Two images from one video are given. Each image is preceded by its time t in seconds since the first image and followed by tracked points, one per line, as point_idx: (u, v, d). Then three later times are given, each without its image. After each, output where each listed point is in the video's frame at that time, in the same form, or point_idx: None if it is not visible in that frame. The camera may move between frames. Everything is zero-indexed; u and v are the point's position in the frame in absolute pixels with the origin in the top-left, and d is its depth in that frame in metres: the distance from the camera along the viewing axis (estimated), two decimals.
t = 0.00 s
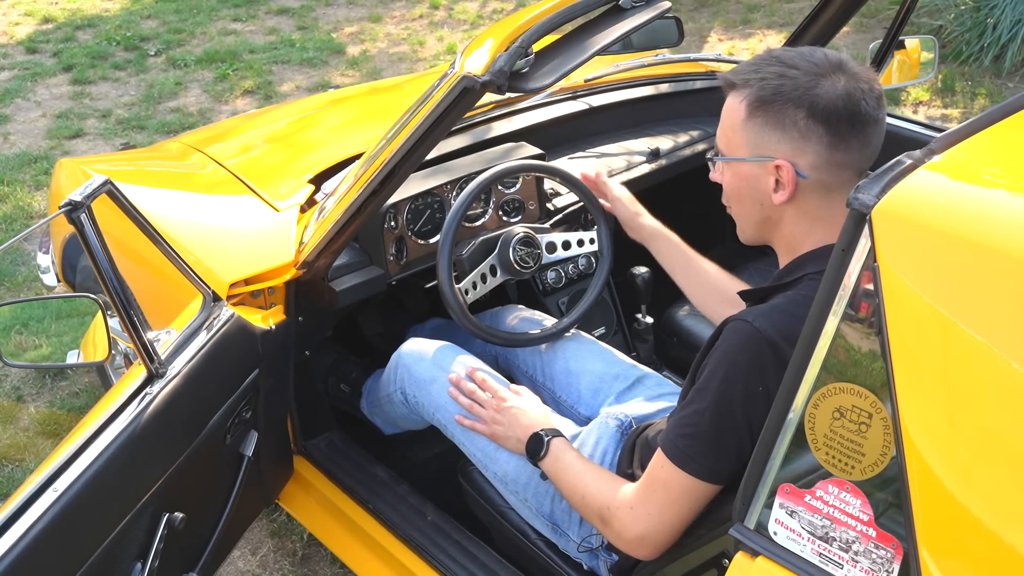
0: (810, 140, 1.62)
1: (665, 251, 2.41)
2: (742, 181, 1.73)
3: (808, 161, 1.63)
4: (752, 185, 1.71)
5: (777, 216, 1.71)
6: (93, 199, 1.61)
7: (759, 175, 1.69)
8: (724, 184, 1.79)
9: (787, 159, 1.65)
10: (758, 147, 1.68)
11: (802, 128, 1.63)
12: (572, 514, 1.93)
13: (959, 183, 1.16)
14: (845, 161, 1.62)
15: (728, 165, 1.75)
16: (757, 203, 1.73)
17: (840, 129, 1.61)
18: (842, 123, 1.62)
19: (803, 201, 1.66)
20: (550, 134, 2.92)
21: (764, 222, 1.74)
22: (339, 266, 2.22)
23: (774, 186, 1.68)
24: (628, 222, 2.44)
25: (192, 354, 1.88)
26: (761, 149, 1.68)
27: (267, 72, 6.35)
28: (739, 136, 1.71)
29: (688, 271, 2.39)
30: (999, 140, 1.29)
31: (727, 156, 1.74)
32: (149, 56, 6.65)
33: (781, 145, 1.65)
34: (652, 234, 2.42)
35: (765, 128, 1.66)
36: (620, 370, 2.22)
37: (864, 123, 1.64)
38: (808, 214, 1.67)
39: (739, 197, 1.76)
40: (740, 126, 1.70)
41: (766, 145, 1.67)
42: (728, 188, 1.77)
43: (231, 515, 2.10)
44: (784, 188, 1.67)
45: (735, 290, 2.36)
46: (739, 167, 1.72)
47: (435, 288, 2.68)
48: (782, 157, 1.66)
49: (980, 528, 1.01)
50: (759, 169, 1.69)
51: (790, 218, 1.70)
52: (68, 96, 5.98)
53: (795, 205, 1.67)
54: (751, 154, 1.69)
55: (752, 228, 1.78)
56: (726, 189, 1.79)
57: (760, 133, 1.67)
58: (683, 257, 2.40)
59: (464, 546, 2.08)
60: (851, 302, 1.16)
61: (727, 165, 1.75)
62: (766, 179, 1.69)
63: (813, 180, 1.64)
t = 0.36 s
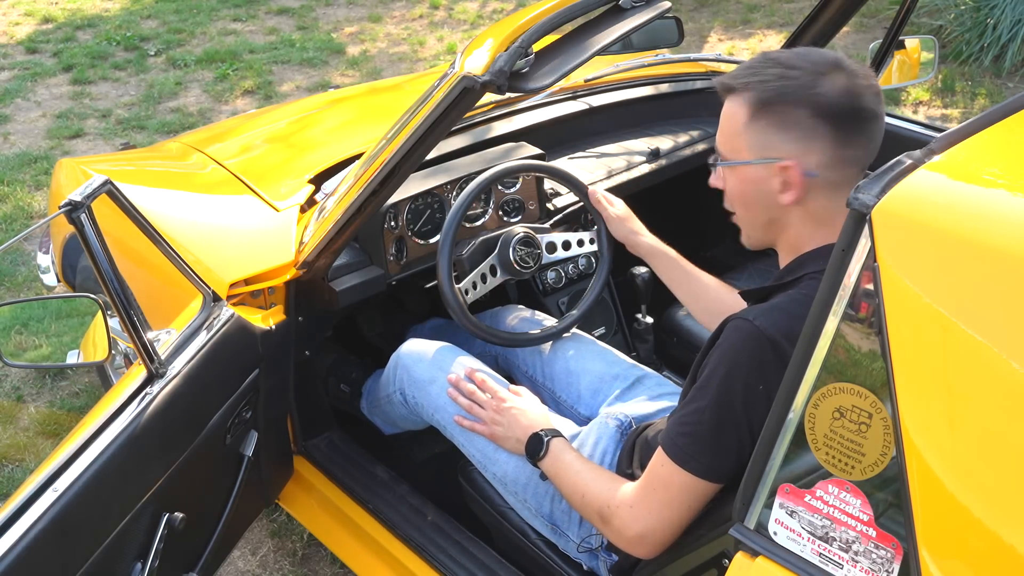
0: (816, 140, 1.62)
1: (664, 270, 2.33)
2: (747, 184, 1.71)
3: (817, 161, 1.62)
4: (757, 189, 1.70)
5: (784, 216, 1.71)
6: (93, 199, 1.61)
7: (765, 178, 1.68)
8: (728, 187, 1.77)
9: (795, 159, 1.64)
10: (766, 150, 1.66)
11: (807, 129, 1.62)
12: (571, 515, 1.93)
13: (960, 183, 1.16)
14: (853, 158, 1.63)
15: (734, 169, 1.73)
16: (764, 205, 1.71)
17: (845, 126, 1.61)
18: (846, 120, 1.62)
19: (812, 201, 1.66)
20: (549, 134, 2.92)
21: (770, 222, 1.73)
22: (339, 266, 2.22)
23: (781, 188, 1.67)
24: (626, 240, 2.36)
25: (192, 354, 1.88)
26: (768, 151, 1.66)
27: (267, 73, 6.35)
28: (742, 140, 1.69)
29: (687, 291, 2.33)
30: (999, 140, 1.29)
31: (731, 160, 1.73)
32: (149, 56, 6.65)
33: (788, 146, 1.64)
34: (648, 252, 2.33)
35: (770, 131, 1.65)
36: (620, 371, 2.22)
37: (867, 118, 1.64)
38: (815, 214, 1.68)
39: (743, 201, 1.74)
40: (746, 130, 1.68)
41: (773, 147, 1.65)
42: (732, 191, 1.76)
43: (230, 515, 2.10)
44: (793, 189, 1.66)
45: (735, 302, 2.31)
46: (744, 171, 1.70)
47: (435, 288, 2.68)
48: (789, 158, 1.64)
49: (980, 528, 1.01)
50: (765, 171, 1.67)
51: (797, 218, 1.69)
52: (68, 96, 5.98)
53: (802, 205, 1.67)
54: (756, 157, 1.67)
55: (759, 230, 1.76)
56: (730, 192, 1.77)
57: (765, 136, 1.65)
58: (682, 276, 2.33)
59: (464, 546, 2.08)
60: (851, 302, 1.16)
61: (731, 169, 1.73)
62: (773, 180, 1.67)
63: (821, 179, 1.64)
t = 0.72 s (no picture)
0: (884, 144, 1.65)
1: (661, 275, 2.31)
2: (833, 183, 1.62)
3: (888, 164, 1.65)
4: (846, 188, 1.63)
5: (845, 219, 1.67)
6: (93, 199, 1.61)
7: (854, 177, 1.62)
8: (792, 188, 1.64)
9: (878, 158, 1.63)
10: (857, 147, 1.61)
11: (881, 133, 1.64)
12: (571, 516, 1.93)
13: (959, 183, 1.16)
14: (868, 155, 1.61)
15: (821, 166, 1.61)
16: (839, 206, 1.64)
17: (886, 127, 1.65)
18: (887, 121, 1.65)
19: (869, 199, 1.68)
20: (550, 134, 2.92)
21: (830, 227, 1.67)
22: (339, 266, 2.22)
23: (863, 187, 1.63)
24: (624, 242, 2.35)
25: (192, 354, 1.88)
26: (854, 149, 1.61)
27: (267, 73, 6.35)
28: (840, 136, 1.60)
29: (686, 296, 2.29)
30: (999, 140, 1.29)
31: (824, 157, 1.61)
32: (149, 56, 6.65)
33: (870, 144, 1.62)
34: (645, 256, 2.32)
35: (861, 130, 1.61)
36: (619, 370, 2.21)
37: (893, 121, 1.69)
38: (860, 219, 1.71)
39: (820, 202, 1.63)
40: (840, 126, 1.60)
41: (862, 147, 1.62)
42: (802, 193, 1.64)
43: (230, 514, 2.10)
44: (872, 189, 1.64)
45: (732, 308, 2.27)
46: (837, 169, 1.61)
47: (436, 288, 2.68)
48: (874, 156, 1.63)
49: (980, 528, 1.01)
50: (854, 171, 1.61)
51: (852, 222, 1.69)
52: (68, 96, 5.98)
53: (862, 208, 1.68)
54: (849, 155, 1.61)
55: (816, 235, 1.67)
56: (795, 193, 1.64)
57: (858, 135, 1.61)
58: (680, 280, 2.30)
59: (464, 546, 2.07)
60: (851, 302, 1.16)
61: (823, 166, 1.61)
62: (856, 179, 1.62)
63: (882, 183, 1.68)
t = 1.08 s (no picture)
0: (870, 137, 1.60)
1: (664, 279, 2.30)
2: (809, 180, 1.59)
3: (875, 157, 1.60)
4: (823, 184, 1.59)
5: (831, 214, 1.64)
6: (93, 199, 1.61)
7: (832, 173, 1.58)
8: (770, 187, 1.63)
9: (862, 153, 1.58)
10: (833, 144, 1.57)
11: (865, 125, 1.59)
12: (570, 517, 1.93)
13: (959, 183, 1.16)
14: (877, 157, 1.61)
15: (792, 164, 1.59)
16: (820, 202, 1.62)
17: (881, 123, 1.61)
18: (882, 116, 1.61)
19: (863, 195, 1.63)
20: (550, 134, 2.92)
21: (816, 221, 1.65)
22: (339, 266, 2.22)
23: (846, 182, 1.60)
24: (626, 242, 2.35)
25: (192, 354, 1.88)
26: (830, 144, 1.57)
27: (267, 72, 6.35)
28: (811, 134, 1.58)
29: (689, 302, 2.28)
30: (1000, 140, 1.29)
31: (795, 155, 1.59)
32: (149, 56, 6.65)
33: (854, 140, 1.58)
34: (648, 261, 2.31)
35: (839, 124, 1.58)
36: (619, 370, 2.21)
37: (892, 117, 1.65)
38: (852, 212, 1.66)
39: (795, 199, 1.62)
40: (814, 124, 1.58)
41: (842, 141, 1.58)
42: (780, 191, 1.62)
43: (231, 514, 2.10)
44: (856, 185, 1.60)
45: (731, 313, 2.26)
46: (808, 167, 1.59)
47: (435, 288, 2.68)
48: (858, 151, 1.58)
49: (979, 528, 1.01)
50: (831, 167, 1.58)
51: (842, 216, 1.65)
52: (68, 96, 5.98)
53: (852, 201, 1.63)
54: (823, 152, 1.57)
55: (801, 230, 1.66)
56: (773, 191, 1.63)
57: (835, 129, 1.58)
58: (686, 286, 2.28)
59: (464, 546, 2.07)
60: (851, 302, 1.16)
61: (795, 164, 1.59)
62: (837, 174, 1.59)
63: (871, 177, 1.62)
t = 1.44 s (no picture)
0: (843, 128, 1.58)
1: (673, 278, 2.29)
2: (770, 171, 1.66)
3: (841, 149, 1.58)
4: (782, 175, 1.65)
5: (805, 206, 1.65)
6: (93, 199, 1.61)
7: (789, 164, 1.63)
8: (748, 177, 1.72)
9: (818, 147, 1.60)
10: (788, 137, 1.62)
11: (835, 117, 1.58)
12: (569, 518, 1.92)
13: (959, 183, 1.16)
14: (876, 151, 1.59)
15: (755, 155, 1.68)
16: (788, 193, 1.65)
17: (871, 118, 1.58)
18: (872, 112, 1.58)
19: (833, 188, 1.61)
20: (549, 134, 2.92)
21: (791, 212, 1.68)
22: (339, 266, 2.23)
23: (806, 174, 1.62)
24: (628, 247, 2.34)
25: (192, 354, 1.88)
26: (791, 138, 1.62)
27: (267, 73, 6.35)
28: (768, 127, 1.65)
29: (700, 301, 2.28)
30: (999, 140, 1.29)
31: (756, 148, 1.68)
32: (149, 56, 6.65)
33: (813, 133, 1.60)
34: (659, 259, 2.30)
35: (796, 117, 1.61)
36: (619, 370, 2.21)
37: (891, 114, 1.60)
38: (837, 203, 1.63)
39: (763, 189, 1.69)
40: (769, 118, 1.65)
41: (798, 134, 1.61)
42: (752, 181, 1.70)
43: (231, 514, 2.10)
44: (816, 176, 1.61)
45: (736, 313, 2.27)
46: (768, 157, 1.66)
47: (435, 288, 2.68)
48: (814, 145, 1.60)
49: (979, 528, 1.01)
50: (790, 158, 1.63)
51: (819, 207, 1.64)
52: (68, 96, 5.98)
53: (825, 193, 1.62)
54: (781, 144, 1.63)
55: (779, 220, 1.70)
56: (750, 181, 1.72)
57: (790, 122, 1.61)
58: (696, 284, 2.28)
59: (464, 546, 2.08)
60: (851, 302, 1.16)
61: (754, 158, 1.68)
62: (797, 166, 1.62)
63: (845, 168, 1.59)
